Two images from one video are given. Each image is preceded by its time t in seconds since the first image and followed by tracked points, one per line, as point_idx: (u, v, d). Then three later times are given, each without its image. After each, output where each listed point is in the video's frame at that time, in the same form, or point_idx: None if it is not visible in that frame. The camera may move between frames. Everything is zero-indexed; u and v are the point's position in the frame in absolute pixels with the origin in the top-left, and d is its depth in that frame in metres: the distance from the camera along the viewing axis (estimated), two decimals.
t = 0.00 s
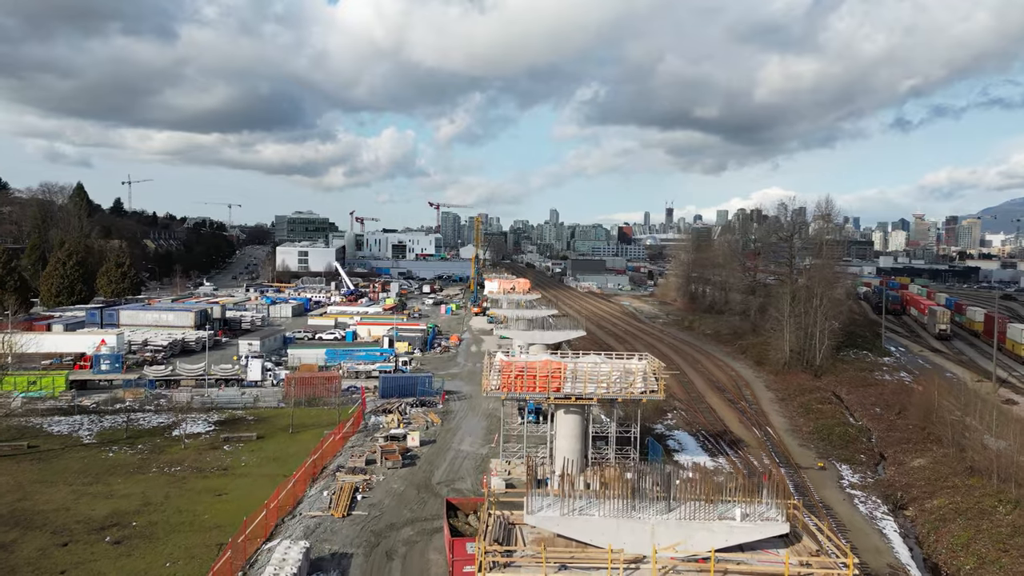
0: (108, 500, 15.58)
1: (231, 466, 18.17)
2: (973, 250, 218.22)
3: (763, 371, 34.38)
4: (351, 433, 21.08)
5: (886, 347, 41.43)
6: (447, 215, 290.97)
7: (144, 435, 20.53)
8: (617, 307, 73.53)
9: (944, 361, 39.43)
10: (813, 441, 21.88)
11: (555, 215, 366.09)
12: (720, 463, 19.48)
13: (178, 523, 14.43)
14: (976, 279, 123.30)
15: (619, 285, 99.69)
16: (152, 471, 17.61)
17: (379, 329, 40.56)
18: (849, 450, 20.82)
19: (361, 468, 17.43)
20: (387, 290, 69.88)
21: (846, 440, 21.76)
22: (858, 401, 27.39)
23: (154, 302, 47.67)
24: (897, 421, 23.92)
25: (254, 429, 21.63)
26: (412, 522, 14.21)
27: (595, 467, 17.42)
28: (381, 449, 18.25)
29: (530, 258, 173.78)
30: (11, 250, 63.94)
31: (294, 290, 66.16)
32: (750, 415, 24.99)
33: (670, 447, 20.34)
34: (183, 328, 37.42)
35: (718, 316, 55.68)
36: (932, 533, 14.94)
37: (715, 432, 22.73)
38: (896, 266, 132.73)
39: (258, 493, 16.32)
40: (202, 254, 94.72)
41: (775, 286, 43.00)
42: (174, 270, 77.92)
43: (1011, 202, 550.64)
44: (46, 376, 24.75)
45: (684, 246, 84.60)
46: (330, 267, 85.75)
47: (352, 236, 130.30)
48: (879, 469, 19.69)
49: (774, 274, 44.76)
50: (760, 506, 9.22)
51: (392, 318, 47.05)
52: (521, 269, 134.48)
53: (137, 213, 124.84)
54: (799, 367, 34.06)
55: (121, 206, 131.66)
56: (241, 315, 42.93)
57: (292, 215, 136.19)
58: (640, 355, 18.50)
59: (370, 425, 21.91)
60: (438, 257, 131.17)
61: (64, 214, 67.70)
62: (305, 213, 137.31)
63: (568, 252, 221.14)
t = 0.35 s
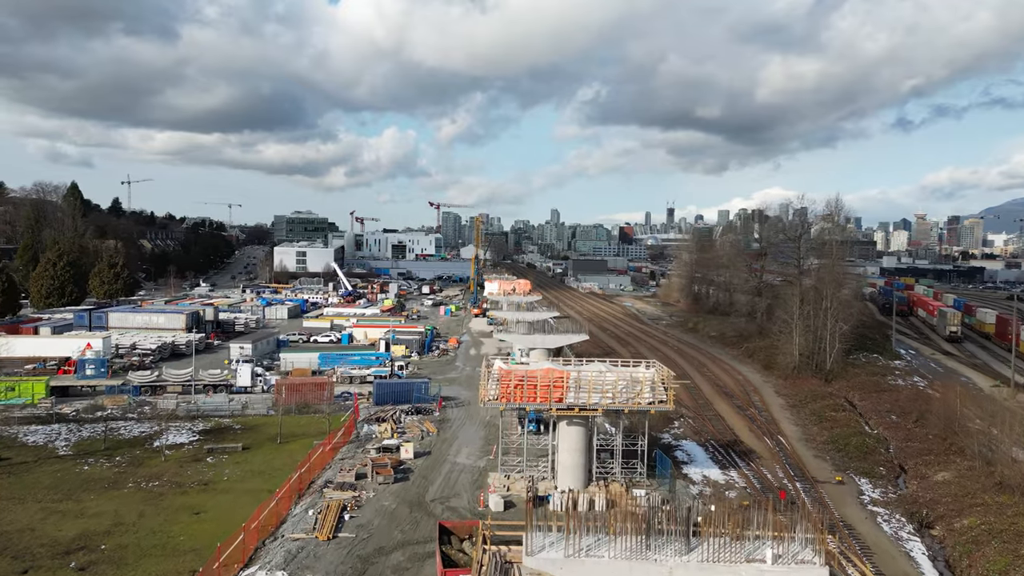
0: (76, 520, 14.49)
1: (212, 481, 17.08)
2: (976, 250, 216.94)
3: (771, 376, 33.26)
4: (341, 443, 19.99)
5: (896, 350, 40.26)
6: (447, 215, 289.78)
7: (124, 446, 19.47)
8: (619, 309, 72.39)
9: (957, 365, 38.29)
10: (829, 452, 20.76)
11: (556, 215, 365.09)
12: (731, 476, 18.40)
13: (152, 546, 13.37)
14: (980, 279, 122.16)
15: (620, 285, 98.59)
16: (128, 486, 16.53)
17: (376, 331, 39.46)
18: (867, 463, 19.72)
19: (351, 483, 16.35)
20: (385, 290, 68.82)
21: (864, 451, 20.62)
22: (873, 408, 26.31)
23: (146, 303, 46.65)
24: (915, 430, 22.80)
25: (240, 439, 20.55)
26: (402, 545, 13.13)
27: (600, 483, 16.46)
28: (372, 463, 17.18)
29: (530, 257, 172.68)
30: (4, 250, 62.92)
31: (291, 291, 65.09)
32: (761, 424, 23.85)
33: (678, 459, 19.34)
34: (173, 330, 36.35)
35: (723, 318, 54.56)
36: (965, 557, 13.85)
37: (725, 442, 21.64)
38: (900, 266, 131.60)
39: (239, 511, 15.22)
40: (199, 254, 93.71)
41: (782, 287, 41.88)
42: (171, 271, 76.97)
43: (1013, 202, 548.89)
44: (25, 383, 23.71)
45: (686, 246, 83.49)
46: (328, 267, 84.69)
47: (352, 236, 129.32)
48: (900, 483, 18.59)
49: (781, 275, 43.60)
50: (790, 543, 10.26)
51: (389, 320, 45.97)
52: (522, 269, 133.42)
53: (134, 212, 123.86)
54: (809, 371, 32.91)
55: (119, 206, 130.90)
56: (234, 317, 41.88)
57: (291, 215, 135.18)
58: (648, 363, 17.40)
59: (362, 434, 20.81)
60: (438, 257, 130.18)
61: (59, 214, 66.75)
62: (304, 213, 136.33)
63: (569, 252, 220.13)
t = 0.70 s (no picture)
0: (41, 543, 13.42)
1: (191, 497, 15.99)
2: (979, 250, 215.82)
3: (780, 381, 32.20)
4: (332, 455, 18.91)
5: (907, 353, 39.15)
6: (448, 215, 288.72)
7: (101, 458, 18.42)
8: (621, 310, 71.22)
9: (970, 369, 37.18)
10: (846, 465, 19.67)
11: (557, 216, 364.41)
12: (744, 491, 17.31)
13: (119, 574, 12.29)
14: (985, 279, 121.10)
15: (622, 286, 97.57)
16: (101, 504, 15.46)
17: (372, 334, 38.39)
18: (888, 476, 18.64)
19: (338, 501, 15.26)
20: (384, 291, 67.84)
21: (883, 464, 19.53)
22: (888, 415, 25.23)
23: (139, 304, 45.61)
24: (936, 440, 21.69)
25: (225, 450, 19.49)
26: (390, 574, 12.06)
27: (605, 499, 15.54)
28: (362, 479, 16.10)
29: (531, 258, 171.63)
30: None
31: (288, 292, 64.11)
32: (771, 433, 22.79)
33: (687, 473, 18.27)
34: (163, 333, 35.32)
35: (728, 320, 53.51)
36: None
37: (736, 453, 20.57)
38: (904, 266, 130.50)
39: (218, 532, 14.13)
40: (197, 254, 92.78)
41: (790, 288, 40.76)
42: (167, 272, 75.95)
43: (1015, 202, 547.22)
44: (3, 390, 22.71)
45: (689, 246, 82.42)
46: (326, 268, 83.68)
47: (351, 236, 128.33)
48: (924, 499, 17.50)
49: (788, 276, 42.50)
50: None
51: (386, 321, 44.96)
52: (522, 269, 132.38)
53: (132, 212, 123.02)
54: (820, 376, 31.81)
55: (117, 206, 130.13)
56: (227, 319, 40.84)
57: (290, 215, 134.28)
58: (655, 372, 16.31)
59: (354, 445, 19.74)
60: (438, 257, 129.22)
61: (52, 213, 65.75)
62: (303, 213, 135.41)
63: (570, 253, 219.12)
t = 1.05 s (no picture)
0: None
1: (167, 517, 14.93)
2: (982, 250, 214.65)
3: (790, 386, 31.11)
4: (320, 468, 17.83)
5: (919, 357, 37.97)
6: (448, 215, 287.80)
7: (76, 472, 17.37)
8: (624, 311, 70.06)
9: (985, 373, 36.04)
10: (865, 478, 18.57)
11: (558, 216, 363.39)
12: (759, 508, 16.21)
13: None
14: (990, 280, 120.04)
15: (624, 286, 96.50)
16: (70, 524, 14.40)
17: (368, 336, 37.31)
18: (911, 492, 17.55)
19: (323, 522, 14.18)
20: (383, 292, 66.82)
21: (905, 477, 18.43)
22: (905, 423, 24.10)
23: (130, 306, 44.54)
24: (958, 451, 20.58)
25: (207, 462, 18.43)
26: None
27: (611, 519, 14.52)
28: (350, 496, 15.01)
29: (532, 258, 170.60)
30: None
31: (285, 293, 63.09)
32: (785, 443, 21.69)
33: (697, 487, 17.17)
34: (153, 336, 34.26)
35: (733, 322, 52.41)
36: None
37: (748, 465, 19.46)
38: (908, 266, 129.46)
39: (192, 557, 13.07)
40: (194, 254, 91.76)
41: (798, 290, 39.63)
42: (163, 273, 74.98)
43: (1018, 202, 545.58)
44: None
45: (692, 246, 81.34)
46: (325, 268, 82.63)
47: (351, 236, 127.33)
48: (951, 516, 16.40)
49: (795, 277, 41.39)
50: None
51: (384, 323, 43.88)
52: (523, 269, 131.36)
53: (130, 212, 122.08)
54: (831, 381, 30.71)
55: (115, 206, 129.16)
56: (220, 322, 39.76)
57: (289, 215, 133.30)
58: (665, 382, 15.15)
59: (344, 457, 18.66)
60: (438, 258, 128.24)
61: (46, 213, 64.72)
62: (302, 213, 134.41)
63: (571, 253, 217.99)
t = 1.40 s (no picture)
0: None
1: (140, 538, 13.87)
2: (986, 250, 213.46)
3: (800, 392, 29.97)
4: (307, 482, 16.75)
5: (932, 361, 36.81)
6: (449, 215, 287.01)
7: (47, 487, 16.34)
8: (627, 312, 68.94)
9: (1001, 378, 34.89)
10: (886, 494, 17.49)
11: (559, 216, 362.34)
12: (775, 527, 15.12)
13: None
14: (995, 280, 118.97)
15: (626, 287, 95.43)
16: (34, 546, 13.34)
17: (364, 340, 36.24)
18: (936, 509, 16.46)
19: (306, 545, 13.11)
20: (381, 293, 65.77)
21: (928, 493, 17.35)
22: (924, 432, 22.99)
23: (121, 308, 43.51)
24: (982, 464, 19.48)
25: (188, 476, 17.41)
26: None
27: (617, 541, 13.48)
28: (336, 516, 13.95)
29: (533, 258, 169.56)
30: None
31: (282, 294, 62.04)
32: (798, 454, 20.61)
33: (708, 504, 16.11)
34: (141, 339, 33.20)
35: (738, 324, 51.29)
36: None
37: (761, 478, 18.35)
38: (912, 266, 128.42)
39: None
40: (191, 254, 90.75)
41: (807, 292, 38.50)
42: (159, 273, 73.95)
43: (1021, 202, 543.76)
44: None
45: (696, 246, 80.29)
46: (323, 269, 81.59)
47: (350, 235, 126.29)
48: (981, 536, 15.31)
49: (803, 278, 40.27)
50: None
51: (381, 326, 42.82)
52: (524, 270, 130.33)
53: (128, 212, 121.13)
54: (843, 386, 29.60)
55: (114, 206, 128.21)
56: (212, 324, 38.70)
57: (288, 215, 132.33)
58: (675, 394, 14.04)
59: (333, 470, 17.61)
60: (438, 258, 127.21)
61: (39, 213, 63.74)
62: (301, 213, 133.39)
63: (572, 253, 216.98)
